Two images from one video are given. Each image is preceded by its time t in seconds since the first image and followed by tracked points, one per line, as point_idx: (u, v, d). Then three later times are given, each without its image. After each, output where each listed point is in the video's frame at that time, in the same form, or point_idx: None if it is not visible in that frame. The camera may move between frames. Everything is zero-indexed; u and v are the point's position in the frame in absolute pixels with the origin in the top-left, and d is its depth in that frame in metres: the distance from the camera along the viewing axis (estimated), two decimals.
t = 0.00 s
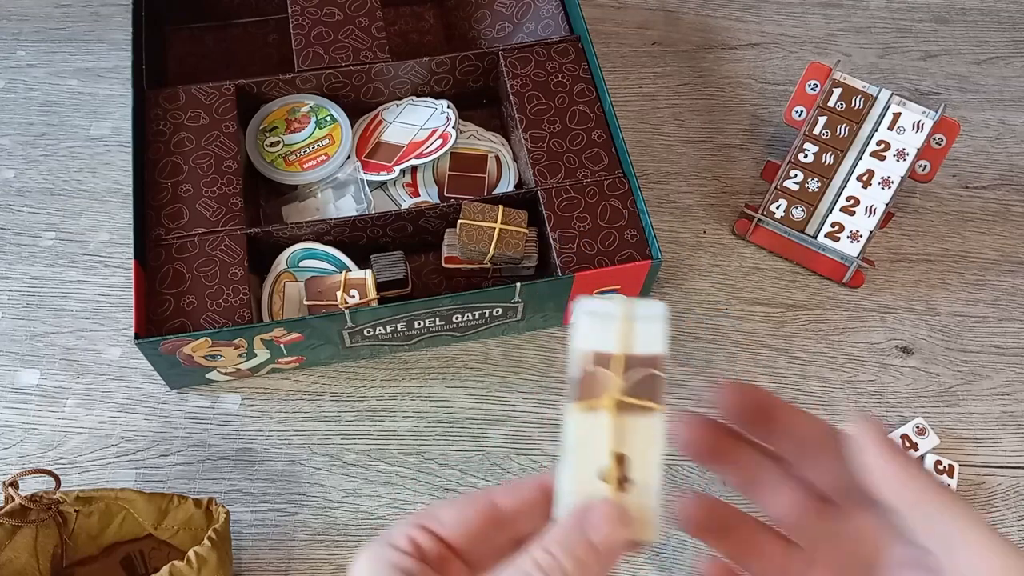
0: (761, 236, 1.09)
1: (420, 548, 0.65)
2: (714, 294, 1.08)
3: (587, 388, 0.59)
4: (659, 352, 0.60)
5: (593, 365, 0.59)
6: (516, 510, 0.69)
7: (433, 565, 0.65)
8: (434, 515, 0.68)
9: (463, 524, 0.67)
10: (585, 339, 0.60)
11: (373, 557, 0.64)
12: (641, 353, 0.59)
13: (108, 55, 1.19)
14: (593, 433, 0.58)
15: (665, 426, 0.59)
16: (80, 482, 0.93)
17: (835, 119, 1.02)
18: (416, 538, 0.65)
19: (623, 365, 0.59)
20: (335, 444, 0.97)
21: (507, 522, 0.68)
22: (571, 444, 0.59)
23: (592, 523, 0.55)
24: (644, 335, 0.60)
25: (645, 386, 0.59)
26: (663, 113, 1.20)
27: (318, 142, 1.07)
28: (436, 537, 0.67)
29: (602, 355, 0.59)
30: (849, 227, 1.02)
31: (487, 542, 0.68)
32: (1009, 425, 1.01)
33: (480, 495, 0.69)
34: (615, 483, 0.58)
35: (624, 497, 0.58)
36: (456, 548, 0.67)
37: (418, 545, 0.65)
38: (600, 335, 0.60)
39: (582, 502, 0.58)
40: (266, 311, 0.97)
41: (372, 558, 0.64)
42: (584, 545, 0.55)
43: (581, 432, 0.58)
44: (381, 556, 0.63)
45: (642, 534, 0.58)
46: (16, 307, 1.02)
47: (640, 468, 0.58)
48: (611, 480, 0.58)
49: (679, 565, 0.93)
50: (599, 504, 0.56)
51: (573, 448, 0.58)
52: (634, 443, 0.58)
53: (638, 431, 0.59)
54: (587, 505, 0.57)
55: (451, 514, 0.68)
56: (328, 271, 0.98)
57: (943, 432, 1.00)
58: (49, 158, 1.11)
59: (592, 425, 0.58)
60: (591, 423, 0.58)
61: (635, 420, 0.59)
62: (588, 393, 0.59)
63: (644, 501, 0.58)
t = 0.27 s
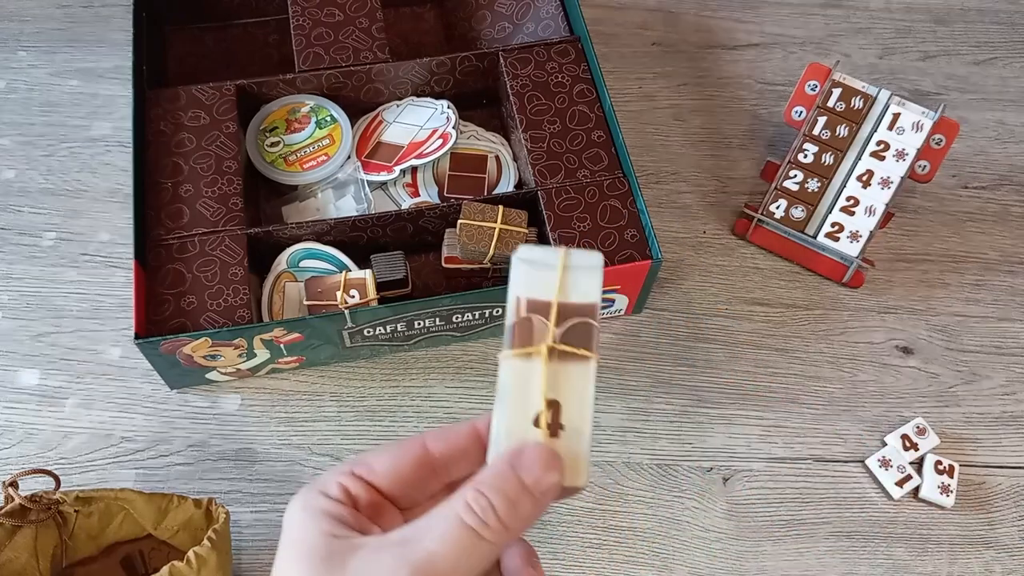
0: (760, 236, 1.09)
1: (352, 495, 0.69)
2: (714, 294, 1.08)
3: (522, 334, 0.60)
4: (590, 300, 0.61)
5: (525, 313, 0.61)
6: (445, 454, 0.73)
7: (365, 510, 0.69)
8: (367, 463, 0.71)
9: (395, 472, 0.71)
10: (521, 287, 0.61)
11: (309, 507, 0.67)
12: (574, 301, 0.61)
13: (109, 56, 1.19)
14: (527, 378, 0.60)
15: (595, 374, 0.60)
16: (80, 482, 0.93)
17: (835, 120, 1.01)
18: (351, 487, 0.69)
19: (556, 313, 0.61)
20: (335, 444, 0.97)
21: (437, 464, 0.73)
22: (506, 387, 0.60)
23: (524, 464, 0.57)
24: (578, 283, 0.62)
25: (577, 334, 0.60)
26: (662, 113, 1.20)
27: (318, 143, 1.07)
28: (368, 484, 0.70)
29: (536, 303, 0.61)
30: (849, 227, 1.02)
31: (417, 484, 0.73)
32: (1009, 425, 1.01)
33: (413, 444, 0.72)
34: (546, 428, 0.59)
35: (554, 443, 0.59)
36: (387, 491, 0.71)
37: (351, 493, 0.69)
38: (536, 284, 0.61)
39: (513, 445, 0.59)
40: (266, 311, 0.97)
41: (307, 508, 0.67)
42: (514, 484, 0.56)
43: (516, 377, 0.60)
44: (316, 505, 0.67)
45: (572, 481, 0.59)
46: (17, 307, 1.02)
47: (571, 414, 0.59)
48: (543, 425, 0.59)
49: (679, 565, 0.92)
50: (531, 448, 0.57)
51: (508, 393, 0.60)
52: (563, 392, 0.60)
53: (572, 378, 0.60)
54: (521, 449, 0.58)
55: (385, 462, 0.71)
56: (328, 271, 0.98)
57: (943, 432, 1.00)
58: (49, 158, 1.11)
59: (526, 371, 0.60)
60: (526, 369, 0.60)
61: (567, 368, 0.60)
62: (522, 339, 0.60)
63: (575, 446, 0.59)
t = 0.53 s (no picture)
0: (761, 236, 1.09)
1: (340, 504, 0.72)
2: (714, 294, 1.07)
3: (513, 348, 0.62)
4: (578, 316, 0.63)
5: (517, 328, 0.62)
6: (433, 466, 0.75)
7: (353, 519, 0.72)
8: (355, 473, 0.74)
9: (383, 483, 0.74)
10: (511, 300, 0.63)
11: (298, 516, 0.69)
12: (564, 317, 0.63)
13: (108, 55, 1.19)
14: (517, 393, 0.62)
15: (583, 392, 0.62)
16: (80, 482, 0.93)
17: (835, 119, 1.01)
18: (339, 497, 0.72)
19: (547, 328, 0.62)
20: (335, 444, 0.97)
21: (425, 476, 0.76)
22: (497, 400, 0.62)
23: (510, 478, 0.57)
24: (567, 300, 0.63)
25: (566, 351, 0.62)
26: (663, 112, 1.20)
27: (318, 142, 1.06)
28: (357, 493, 0.73)
29: (527, 317, 0.62)
30: (849, 227, 1.02)
31: (406, 494, 0.75)
32: (1009, 425, 1.01)
33: (401, 455, 0.75)
34: (534, 442, 0.61)
35: (541, 457, 0.61)
36: (375, 502, 0.74)
37: (339, 503, 0.72)
38: (526, 298, 0.63)
39: (500, 458, 0.61)
40: (266, 311, 0.97)
41: (296, 517, 0.69)
42: (497, 499, 0.57)
43: (507, 392, 0.62)
44: (305, 514, 0.69)
45: (556, 495, 0.61)
46: (16, 307, 1.02)
47: (558, 430, 0.62)
48: (531, 440, 0.61)
49: (679, 565, 0.92)
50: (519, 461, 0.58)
51: (499, 407, 0.61)
52: (553, 408, 0.62)
53: (561, 395, 0.62)
54: (508, 462, 0.59)
55: (373, 472, 0.74)
56: (328, 271, 0.98)
57: (943, 432, 1.00)
58: (49, 158, 1.11)
59: (517, 386, 0.62)
60: (515, 384, 0.61)
61: (556, 384, 0.62)
62: (513, 353, 0.62)
63: (561, 461, 0.61)
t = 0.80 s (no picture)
0: (760, 236, 1.09)
1: (349, 507, 0.73)
2: (714, 294, 1.07)
3: (520, 354, 0.65)
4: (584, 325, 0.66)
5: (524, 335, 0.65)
6: (440, 468, 0.77)
7: (363, 522, 0.73)
8: (362, 477, 0.75)
9: (391, 485, 0.75)
10: (520, 308, 0.66)
11: (307, 519, 0.71)
12: (570, 325, 0.66)
13: (109, 56, 1.19)
14: (524, 398, 0.64)
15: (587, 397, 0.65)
16: (80, 482, 0.93)
17: (835, 119, 1.01)
18: (347, 500, 0.73)
19: (554, 336, 0.65)
20: (335, 444, 0.97)
21: (432, 478, 0.77)
22: (504, 406, 0.64)
23: (521, 480, 0.60)
24: (574, 309, 0.66)
25: (572, 357, 0.65)
26: (663, 112, 1.20)
27: (318, 142, 1.06)
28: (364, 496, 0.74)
29: (535, 325, 0.65)
30: (849, 227, 1.02)
31: (413, 497, 0.77)
32: (1009, 425, 1.01)
33: (407, 458, 0.77)
34: (539, 446, 0.63)
35: (547, 460, 0.63)
36: (383, 504, 0.75)
37: (347, 505, 0.73)
38: (534, 307, 0.66)
39: (508, 461, 0.63)
40: (266, 311, 0.97)
41: (305, 520, 0.71)
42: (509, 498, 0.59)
43: (514, 396, 0.64)
44: (314, 517, 0.70)
45: (561, 498, 0.64)
46: (16, 307, 1.02)
47: (563, 434, 0.64)
48: (536, 443, 0.63)
49: (679, 565, 0.92)
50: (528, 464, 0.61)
51: (506, 412, 0.64)
52: (558, 413, 0.64)
53: (566, 400, 0.65)
54: (518, 465, 0.61)
55: (380, 475, 0.75)
56: (328, 271, 0.98)
57: (943, 432, 1.00)
58: (49, 158, 1.11)
59: (523, 391, 0.64)
60: (523, 389, 0.64)
61: (562, 389, 0.65)
62: (521, 360, 0.65)
63: (567, 464, 0.64)
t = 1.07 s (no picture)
0: (760, 236, 1.09)
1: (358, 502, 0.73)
2: (714, 294, 1.07)
3: (521, 342, 0.61)
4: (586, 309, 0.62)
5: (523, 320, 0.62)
6: (447, 461, 0.77)
7: (371, 517, 0.73)
8: (371, 472, 0.75)
9: (400, 480, 0.75)
10: (518, 295, 0.62)
11: (317, 515, 0.70)
12: (571, 311, 0.62)
13: (108, 55, 1.19)
14: (527, 385, 0.61)
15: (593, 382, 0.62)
16: (80, 482, 0.93)
17: (835, 119, 1.01)
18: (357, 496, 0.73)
19: (554, 322, 0.61)
20: (335, 444, 0.97)
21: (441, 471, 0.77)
22: (508, 395, 0.62)
23: (527, 471, 0.57)
24: (575, 293, 0.62)
25: (575, 343, 0.61)
26: (663, 112, 1.20)
27: (318, 142, 1.06)
28: (373, 491, 0.74)
29: (534, 312, 0.62)
30: (849, 227, 1.02)
31: (421, 491, 0.76)
32: (1009, 425, 1.01)
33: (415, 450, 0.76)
34: (545, 433, 0.61)
35: (554, 448, 0.61)
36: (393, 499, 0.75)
37: (357, 501, 0.73)
38: (532, 294, 0.62)
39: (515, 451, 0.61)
40: (266, 311, 0.97)
41: (316, 516, 0.70)
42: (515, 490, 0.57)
43: (518, 384, 0.61)
44: (325, 514, 0.70)
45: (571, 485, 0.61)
46: (16, 307, 1.02)
47: (570, 419, 0.61)
48: (543, 430, 0.61)
49: (679, 565, 0.92)
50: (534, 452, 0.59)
51: (509, 400, 0.61)
52: (562, 399, 0.61)
53: (571, 386, 0.62)
54: (524, 454, 0.59)
55: (388, 470, 0.75)
56: (328, 271, 0.98)
57: (943, 432, 1.00)
58: (49, 158, 1.11)
59: (527, 378, 0.61)
60: (526, 377, 0.61)
61: (567, 375, 0.62)
62: (522, 346, 0.61)
63: (575, 451, 0.61)
